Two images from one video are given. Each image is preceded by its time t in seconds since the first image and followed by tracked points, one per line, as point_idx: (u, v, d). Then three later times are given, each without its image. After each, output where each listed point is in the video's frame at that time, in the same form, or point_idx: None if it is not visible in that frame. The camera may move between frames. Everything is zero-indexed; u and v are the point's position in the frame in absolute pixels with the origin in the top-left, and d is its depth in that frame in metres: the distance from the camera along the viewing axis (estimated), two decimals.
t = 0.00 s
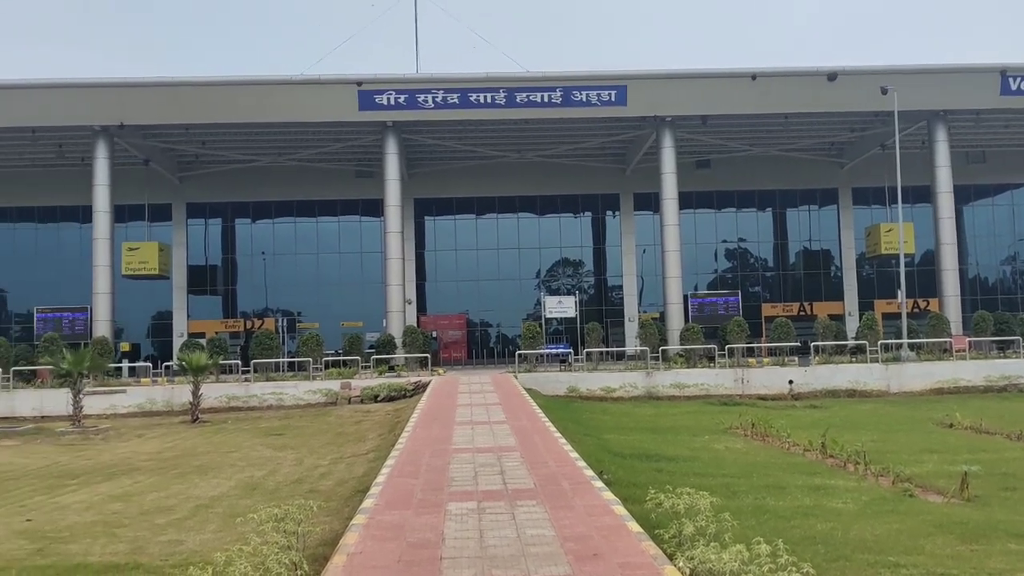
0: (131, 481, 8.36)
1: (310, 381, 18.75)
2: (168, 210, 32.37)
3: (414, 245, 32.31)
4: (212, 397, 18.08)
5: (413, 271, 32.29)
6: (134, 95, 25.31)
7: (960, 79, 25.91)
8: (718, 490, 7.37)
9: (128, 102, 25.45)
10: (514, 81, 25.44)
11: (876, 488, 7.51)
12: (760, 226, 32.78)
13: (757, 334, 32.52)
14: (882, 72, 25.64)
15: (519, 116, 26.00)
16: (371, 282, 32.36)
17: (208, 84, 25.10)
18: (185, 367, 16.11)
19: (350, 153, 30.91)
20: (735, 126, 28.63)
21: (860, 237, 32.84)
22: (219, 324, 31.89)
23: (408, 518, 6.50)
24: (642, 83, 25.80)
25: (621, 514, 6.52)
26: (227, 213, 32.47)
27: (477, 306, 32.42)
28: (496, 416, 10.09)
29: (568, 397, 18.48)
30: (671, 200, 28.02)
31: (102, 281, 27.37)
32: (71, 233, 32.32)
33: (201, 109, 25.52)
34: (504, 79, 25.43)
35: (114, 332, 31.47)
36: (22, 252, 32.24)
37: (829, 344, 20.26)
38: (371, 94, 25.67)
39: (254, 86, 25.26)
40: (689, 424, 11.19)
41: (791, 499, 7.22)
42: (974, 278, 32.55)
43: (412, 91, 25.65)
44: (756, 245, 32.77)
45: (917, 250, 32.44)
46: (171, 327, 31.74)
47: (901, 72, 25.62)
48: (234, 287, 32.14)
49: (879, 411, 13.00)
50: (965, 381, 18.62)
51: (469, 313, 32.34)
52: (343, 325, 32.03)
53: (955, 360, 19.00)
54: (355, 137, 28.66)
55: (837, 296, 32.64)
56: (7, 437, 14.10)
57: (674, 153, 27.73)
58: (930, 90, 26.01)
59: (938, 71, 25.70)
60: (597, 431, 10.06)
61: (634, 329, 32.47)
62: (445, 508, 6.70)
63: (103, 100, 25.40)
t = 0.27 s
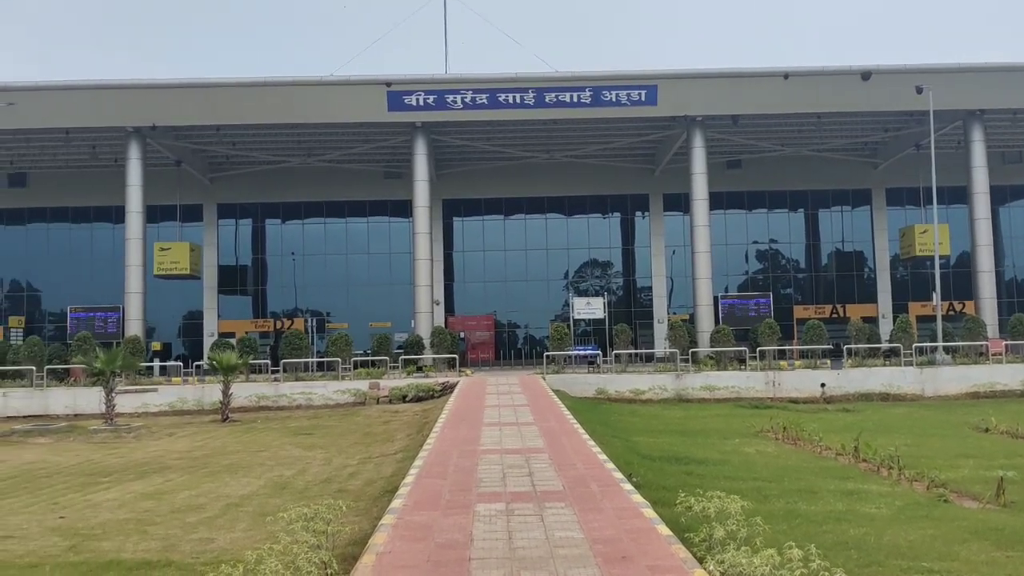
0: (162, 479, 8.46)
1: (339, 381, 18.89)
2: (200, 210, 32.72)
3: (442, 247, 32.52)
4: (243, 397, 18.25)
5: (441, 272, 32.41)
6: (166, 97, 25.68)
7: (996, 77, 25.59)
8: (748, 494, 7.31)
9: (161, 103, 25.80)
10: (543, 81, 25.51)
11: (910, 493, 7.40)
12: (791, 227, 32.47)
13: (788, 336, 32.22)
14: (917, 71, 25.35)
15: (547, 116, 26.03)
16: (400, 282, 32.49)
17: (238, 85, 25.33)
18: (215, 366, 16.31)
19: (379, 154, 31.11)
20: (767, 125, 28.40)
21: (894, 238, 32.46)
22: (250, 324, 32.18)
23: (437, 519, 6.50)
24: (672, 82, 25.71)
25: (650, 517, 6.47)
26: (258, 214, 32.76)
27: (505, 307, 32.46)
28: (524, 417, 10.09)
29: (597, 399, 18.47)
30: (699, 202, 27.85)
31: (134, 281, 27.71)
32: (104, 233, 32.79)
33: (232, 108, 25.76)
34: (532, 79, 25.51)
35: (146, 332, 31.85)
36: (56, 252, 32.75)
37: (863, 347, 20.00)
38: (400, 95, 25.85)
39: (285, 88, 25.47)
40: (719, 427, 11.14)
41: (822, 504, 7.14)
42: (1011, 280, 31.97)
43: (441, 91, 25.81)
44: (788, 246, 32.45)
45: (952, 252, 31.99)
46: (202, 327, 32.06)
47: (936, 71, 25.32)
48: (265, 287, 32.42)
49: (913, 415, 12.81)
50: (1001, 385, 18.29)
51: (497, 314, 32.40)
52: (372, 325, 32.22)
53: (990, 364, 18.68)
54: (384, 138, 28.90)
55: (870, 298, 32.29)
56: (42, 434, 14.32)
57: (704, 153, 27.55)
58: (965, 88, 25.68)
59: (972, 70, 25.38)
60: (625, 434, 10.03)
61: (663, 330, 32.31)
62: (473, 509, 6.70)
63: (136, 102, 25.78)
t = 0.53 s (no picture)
0: (199, 477, 8.63)
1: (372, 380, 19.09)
2: (235, 211, 33.18)
3: (474, 247, 32.75)
4: (277, 395, 18.51)
5: (473, 272, 32.62)
6: (201, 100, 26.02)
7: None
8: (782, 497, 7.27)
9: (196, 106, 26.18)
10: (575, 81, 25.52)
11: (947, 497, 7.30)
12: (825, 227, 32.20)
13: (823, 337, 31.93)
14: (954, 69, 24.97)
15: (579, 116, 26.04)
16: (432, 282, 32.64)
17: (272, 87, 25.65)
18: (251, 365, 16.56)
19: (412, 155, 31.39)
20: (801, 125, 28.24)
21: (929, 238, 32.15)
22: (284, 324, 32.56)
23: (469, 518, 6.53)
24: (705, 81, 25.57)
25: (683, 519, 6.44)
26: (292, 215, 33.18)
27: (536, 307, 32.56)
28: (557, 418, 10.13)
29: (629, 400, 18.46)
30: (733, 201, 27.77)
31: (171, 280, 28.00)
32: (142, 233, 33.35)
33: (266, 111, 26.06)
34: (564, 79, 25.52)
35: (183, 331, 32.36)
36: (94, 253, 33.36)
37: (898, 349, 19.77)
38: (432, 97, 26.04)
39: (318, 91, 25.67)
40: (753, 429, 11.13)
41: (858, 507, 7.07)
42: None
43: (474, 92, 25.93)
44: (821, 246, 32.17)
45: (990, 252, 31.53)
46: (238, 327, 32.55)
47: (974, 70, 24.92)
48: (299, 287, 32.81)
49: (951, 417, 12.63)
50: None
51: (529, 314, 32.52)
52: (404, 325, 32.44)
53: None
54: (417, 139, 29.18)
55: (905, 299, 31.97)
56: (82, 432, 14.60)
57: (738, 152, 27.35)
58: (1003, 85, 25.28)
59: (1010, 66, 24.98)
60: (658, 435, 10.07)
61: (696, 330, 32.27)
62: (506, 509, 6.72)
63: (173, 104, 26.20)
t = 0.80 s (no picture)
0: (240, 476, 8.80)
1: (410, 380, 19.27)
2: (275, 213, 33.60)
3: (510, 247, 32.89)
4: (317, 394, 18.84)
5: (509, 272, 32.74)
6: (240, 102, 26.32)
7: None
8: (823, 499, 7.19)
9: (235, 108, 26.50)
10: (612, 81, 25.30)
11: (993, 500, 7.15)
12: (866, 226, 31.78)
13: (864, 338, 31.52)
14: (1002, 65, 24.42)
15: (616, 115, 26.07)
16: (468, 282, 32.74)
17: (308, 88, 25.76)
18: (290, 365, 16.79)
19: (448, 156, 31.67)
20: (841, 122, 28.02)
21: (974, 236, 31.63)
22: (323, 324, 32.91)
23: (507, 518, 6.54)
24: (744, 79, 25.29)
25: (723, 521, 6.38)
26: (330, 216, 33.52)
27: (572, 307, 32.60)
28: (594, 419, 10.24)
29: (667, 401, 18.38)
30: (773, 199, 27.94)
31: (212, 281, 28.59)
32: (183, 235, 33.88)
33: (304, 112, 26.43)
34: (601, 79, 25.32)
35: (223, 331, 32.89)
36: (136, 254, 33.97)
37: (940, 349, 19.42)
38: (469, 98, 26.05)
39: (354, 91, 25.79)
40: (793, 430, 11.07)
41: (901, 509, 6.96)
42: None
43: (510, 93, 25.95)
44: (862, 245, 31.76)
45: None
46: (277, 327, 32.98)
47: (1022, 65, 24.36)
48: (337, 288, 33.10)
49: (998, 419, 12.40)
50: None
51: (565, 314, 32.58)
52: (440, 325, 32.61)
53: None
54: (453, 140, 29.43)
55: (949, 298, 31.45)
56: (126, 430, 14.88)
57: (775, 151, 27.66)
58: None
59: None
60: (696, 436, 10.13)
61: (735, 331, 32.06)
62: (543, 509, 6.72)
63: (211, 106, 26.53)
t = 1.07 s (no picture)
0: (275, 475, 8.97)
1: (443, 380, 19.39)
2: (309, 215, 34.00)
3: (542, 247, 32.95)
4: (351, 394, 19.09)
5: (541, 272, 32.78)
6: (274, 105, 26.58)
7: None
8: (861, 501, 7.11)
9: (270, 112, 26.77)
10: (644, 80, 25.25)
11: None
12: (903, 225, 31.40)
13: (901, 337, 31.12)
14: None
15: (648, 114, 25.92)
16: (500, 283, 32.84)
17: (342, 91, 26.02)
18: (325, 365, 16.97)
19: (480, 157, 31.84)
20: (878, 119, 27.80)
21: (1014, 234, 31.14)
22: (356, 324, 33.16)
23: (541, 518, 6.53)
24: (777, 77, 25.23)
25: (758, 522, 6.32)
26: (364, 217, 33.79)
27: (604, 308, 32.61)
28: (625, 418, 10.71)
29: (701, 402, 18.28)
30: (808, 198, 27.76)
31: (247, 282, 28.99)
32: (220, 237, 34.32)
33: (336, 115, 26.67)
34: (633, 78, 25.28)
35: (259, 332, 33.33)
36: (172, 255, 34.46)
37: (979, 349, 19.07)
38: (501, 98, 26.15)
39: (388, 94, 26.01)
40: (829, 430, 11.02)
41: (941, 512, 6.85)
42: None
43: (541, 93, 26.04)
44: (899, 244, 31.40)
45: None
46: (311, 327, 33.33)
47: None
48: (370, 288, 33.33)
49: None
50: None
51: (597, 315, 32.61)
52: (472, 325, 32.71)
53: None
54: (485, 141, 29.53)
55: (989, 297, 30.97)
56: (164, 429, 15.10)
57: (811, 149, 27.39)
58: None
59: None
60: (729, 436, 10.28)
61: (769, 330, 31.87)
62: (577, 510, 6.72)
63: (246, 110, 26.84)
